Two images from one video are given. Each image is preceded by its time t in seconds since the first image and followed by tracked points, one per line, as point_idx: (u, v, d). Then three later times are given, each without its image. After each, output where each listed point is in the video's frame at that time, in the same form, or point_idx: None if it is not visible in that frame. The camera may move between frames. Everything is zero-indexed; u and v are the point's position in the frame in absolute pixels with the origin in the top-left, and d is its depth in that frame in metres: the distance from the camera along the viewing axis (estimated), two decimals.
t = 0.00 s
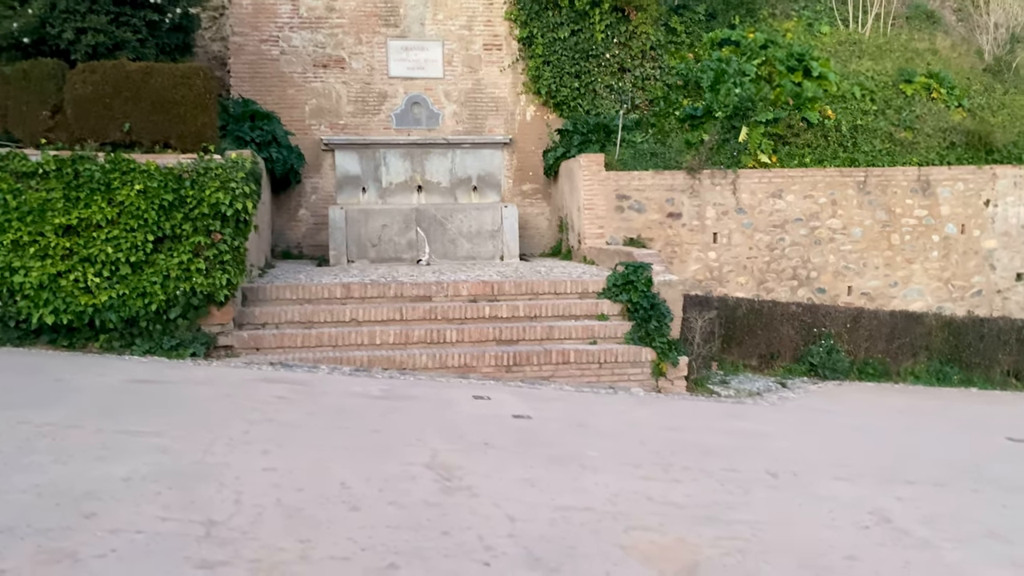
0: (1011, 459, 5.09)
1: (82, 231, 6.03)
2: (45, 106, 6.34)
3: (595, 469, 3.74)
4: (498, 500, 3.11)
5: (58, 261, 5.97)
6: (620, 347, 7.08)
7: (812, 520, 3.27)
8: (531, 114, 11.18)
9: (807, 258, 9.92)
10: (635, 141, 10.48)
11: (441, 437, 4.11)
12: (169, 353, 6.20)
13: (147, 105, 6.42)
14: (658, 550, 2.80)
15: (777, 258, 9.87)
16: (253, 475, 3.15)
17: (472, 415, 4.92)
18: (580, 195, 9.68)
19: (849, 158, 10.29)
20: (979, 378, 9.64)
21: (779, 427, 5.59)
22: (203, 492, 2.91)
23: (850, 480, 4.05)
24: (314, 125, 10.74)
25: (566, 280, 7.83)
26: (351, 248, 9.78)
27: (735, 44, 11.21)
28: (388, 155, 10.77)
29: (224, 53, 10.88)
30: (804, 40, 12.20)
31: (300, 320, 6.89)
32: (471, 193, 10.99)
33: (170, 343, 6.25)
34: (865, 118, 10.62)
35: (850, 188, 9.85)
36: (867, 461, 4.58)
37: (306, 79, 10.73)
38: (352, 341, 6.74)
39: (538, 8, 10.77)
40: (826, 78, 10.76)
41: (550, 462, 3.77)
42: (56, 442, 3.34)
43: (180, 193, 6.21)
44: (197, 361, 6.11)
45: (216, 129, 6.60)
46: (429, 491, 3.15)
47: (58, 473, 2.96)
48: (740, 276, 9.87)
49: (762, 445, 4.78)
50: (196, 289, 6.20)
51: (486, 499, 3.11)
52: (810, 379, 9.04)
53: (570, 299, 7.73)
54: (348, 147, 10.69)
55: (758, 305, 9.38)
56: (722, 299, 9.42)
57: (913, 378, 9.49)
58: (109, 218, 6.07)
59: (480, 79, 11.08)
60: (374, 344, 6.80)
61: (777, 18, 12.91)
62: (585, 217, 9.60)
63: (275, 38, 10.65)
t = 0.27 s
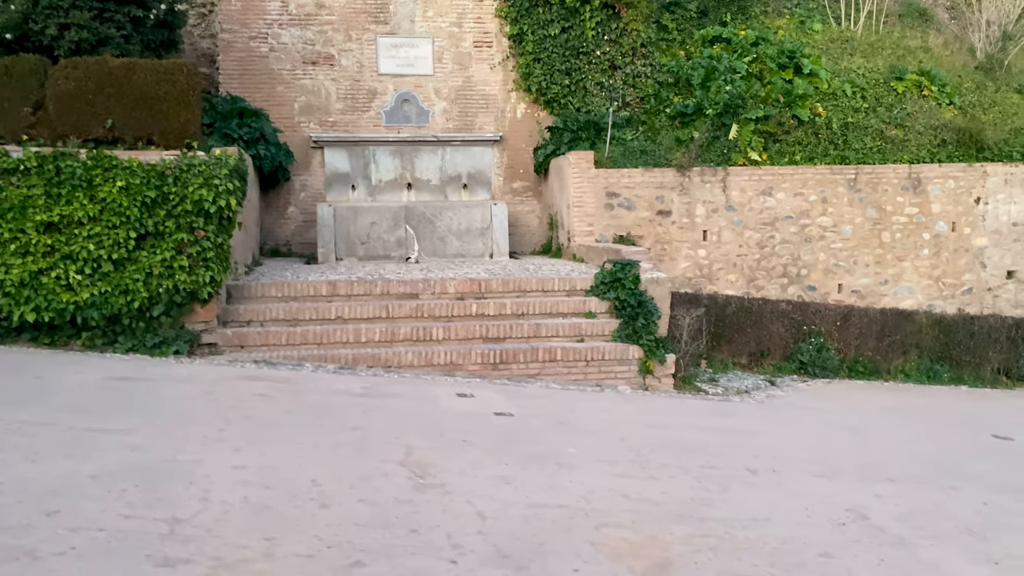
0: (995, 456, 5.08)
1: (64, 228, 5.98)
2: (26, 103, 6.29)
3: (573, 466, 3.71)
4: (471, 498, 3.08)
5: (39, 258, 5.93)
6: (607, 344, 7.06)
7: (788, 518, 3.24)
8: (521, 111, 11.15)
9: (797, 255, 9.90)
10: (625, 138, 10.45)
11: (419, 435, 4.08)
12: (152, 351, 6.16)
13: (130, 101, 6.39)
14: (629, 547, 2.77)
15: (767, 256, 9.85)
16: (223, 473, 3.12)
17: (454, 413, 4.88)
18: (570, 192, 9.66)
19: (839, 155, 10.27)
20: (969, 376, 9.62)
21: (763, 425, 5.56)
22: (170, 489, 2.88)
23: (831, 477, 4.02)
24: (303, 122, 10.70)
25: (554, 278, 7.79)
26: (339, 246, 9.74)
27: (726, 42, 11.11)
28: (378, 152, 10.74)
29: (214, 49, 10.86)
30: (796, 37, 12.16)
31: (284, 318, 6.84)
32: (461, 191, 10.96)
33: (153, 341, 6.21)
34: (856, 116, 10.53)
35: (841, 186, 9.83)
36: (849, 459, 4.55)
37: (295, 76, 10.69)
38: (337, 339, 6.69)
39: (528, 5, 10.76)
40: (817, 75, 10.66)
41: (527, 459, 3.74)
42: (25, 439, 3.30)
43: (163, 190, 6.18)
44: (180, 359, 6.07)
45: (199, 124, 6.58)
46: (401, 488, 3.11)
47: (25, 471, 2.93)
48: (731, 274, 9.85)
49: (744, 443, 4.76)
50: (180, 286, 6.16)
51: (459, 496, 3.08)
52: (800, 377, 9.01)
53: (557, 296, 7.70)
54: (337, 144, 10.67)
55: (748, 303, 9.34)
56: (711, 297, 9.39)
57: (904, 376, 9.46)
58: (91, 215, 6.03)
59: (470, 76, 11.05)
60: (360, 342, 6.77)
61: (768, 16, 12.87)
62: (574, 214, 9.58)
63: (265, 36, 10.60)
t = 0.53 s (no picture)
0: (976, 461, 5.04)
1: (40, 232, 5.92)
2: (2, 105, 6.23)
3: (546, 472, 3.67)
4: (438, 505, 3.03)
5: (14, 262, 5.87)
6: (591, 349, 7.01)
7: (761, 524, 3.20)
8: (509, 116, 11.12)
9: (783, 260, 9.88)
10: (612, 143, 10.43)
11: (393, 441, 4.02)
12: (130, 356, 6.09)
13: (108, 104, 6.37)
14: (596, 555, 2.73)
15: (753, 260, 9.82)
16: (186, 480, 3.07)
17: (431, 418, 4.83)
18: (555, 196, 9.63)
19: (826, 159, 10.25)
20: (957, 381, 9.60)
21: (745, 429, 5.52)
22: (129, 497, 2.83)
23: (808, 482, 3.98)
24: (289, 126, 10.65)
25: (538, 282, 7.75)
26: (324, 250, 9.68)
27: (714, 46, 11.09)
28: (364, 156, 10.70)
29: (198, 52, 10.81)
30: (784, 42, 12.14)
31: (265, 322, 6.79)
32: (448, 195, 10.92)
33: (131, 346, 6.14)
34: (843, 120, 10.55)
35: (827, 190, 9.82)
36: (829, 464, 4.52)
37: (281, 80, 10.64)
38: (317, 344, 6.63)
39: (515, 10, 10.73)
40: (804, 80, 10.67)
41: (500, 465, 3.70)
42: None
43: (140, 194, 6.13)
44: (157, 364, 6.01)
45: (177, 128, 6.56)
46: (367, 495, 3.06)
47: None
48: (717, 278, 9.82)
49: (724, 448, 4.71)
50: (158, 290, 6.09)
51: (426, 503, 3.03)
52: (786, 382, 8.98)
53: (541, 300, 7.67)
54: (323, 148, 10.64)
55: (734, 307, 9.30)
56: (698, 301, 9.35)
57: (891, 381, 9.42)
58: (67, 219, 5.97)
59: (457, 80, 11.01)
60: (341, 347, 6.70)
61: (756, 21, 12.85)
62: (560, 218, 9.55)
63: (250, 39, 10.55)
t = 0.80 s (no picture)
0: (952, 471, 5.02)
1: (10, 242, 5.86)
2: None
3: (513, 483, 3.62)
4: (398, 518, 2.98)
5: None
6: (570, 358, 6.97)
7: (728, 536, 3.17)
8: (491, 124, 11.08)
9: (765, 269, 9.88)
10: (593, 151, 10.42)
11: (360, 452, 3.97)
12: (101, 367, 6.02)
13: (80, 112, 6.33)
14: (556, 570, 2.68)
15: (734, 269, 9.82)
16: (142, 493, 3.01)
17: (404, 429, 4.77)
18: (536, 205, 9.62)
19: (807, 168, 10.25)
20: (939, 389, 9.58)
21: (721, 439, 5.48)
22: (81, 512, 2.77)
23: (780, 493, 3.95)
24: (269, 135, 10.60)
25: (517, 290, 7.70)
26: (304, 259, 9.62)
27: (696, 55, 11.13)
28: (345, 165, 10.64)
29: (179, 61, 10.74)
30: (766, 51, 12.17)
31: (241, 332, 6.72)
32: (430, 204, 10.88)
33: (103, 356, 6.05)
34: (824, 129, 10.57)
35: (808, 200, 9.84)
36: (805, 474, 4.48)
37: (262, 88, 10.60)
38: (293, 354, 6.55)
39: (496, 19, 10.73)
40: (785, 89, 10.69)
41: (467, 477, 3.64)
42: None
43: (113, 203, 6.06)
44: (129, 375, 5.93)
45: (151, 136, 6.52)
46: (327, 509, 3.01)
47: None
48: (698, 287, 9.81)
49: (698, 458, 4.67)
50: (130, 300, 6.01)
51: (387, 517, 2.98)
52: (768, 391, 8.97)
53: (521, 309, 7.61)
54: (304, 157, 10.58)
55: (715, 316, 9.28)
56: (679, 310, 9.33)
57: (872, 390, 9.41)
58: (38, 228, 5.90)
59: (439, 89, 10.99)
60: (317, 356, 6.62)
61: (739, 30, 12.86)
62: (541, 227, 9.55)
63: (230, 47, 10.51)
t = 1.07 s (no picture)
0: (916, 473, 5.03)
1: None
2: None
3: (472, 487, 3.57)
4: (350, 524, 2.92)
5: None
6: (540, 361, 6.92)
7: (686, 540, 3.14)
8: (465, 126, 11.03)
9: (737, 271, 9.89)
10: (567, 153, 10.39)
11: (318, 457, 3.90)
12: (62, 371, 5.91)
13: (40, 111, 6.21)
14: None
15: (707, 271, 9.82)
16: (87, 499, 2.94)
17: (367, 433, 4.71)
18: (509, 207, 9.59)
19: (779, 171, 10.23)
20: (910, 391, 9.63)
21: (689, 441, 5.46)
22: (19, 520, 2.70)
23: (743, 496, 3.92)
24: (241, 136, 10.49)
25: (489, 293, 7.65)
26: (274, 261, 9.52)
27: (670, 58, 11.14)
28: (317, 166, 10.54)
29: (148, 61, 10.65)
30: (740, 54, 12.19)
31: (206, 335, 6.64)
32: (404, 206, 10.80)
33: (64, 360, 5.94)
34: (797, 131, 10.59)
35: (781, 202, 9.87)
36: (770, 477, 4.46)
37: (233, 89, 10.49)
38: (259, 358, 6.45)
39: (470, 20, 10.68)
40: (758, 91, 10.74)
41: (425, 481, 3.59)
42: None
43: (73, 204, 5.96)
44: (90, 379, 5.83)
45: (112, 136, 6.49)
46: (277, 514, 2.96)
47: None
48: (671, 289, 9.81)
49: (662, 460, 4.64)
50: (91, 303, 5.91)
51: (338, 522, 2.93)
52: (740, 393, 8.97)
53: (492, 312, 7.55)
54: (276, 158, 10.47)
55: (688, 318, 9.28)
56: (652, 312, 9.31)
57: (845, 392, 9.44)
58: None
59: (413, 90, 10.92)
60: (284, 360, 6.53)
61: (713, 34, 12.86)
62: (514, 229, 9.53)
63: (201, 47, 10.39)
